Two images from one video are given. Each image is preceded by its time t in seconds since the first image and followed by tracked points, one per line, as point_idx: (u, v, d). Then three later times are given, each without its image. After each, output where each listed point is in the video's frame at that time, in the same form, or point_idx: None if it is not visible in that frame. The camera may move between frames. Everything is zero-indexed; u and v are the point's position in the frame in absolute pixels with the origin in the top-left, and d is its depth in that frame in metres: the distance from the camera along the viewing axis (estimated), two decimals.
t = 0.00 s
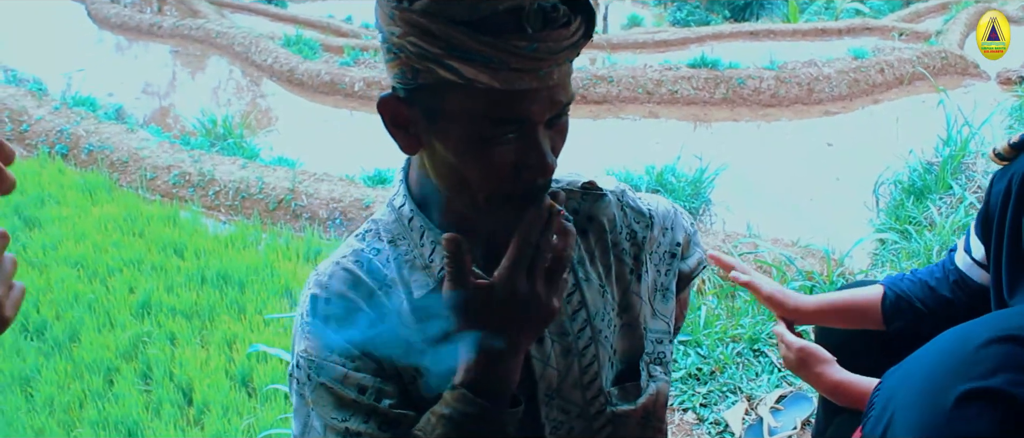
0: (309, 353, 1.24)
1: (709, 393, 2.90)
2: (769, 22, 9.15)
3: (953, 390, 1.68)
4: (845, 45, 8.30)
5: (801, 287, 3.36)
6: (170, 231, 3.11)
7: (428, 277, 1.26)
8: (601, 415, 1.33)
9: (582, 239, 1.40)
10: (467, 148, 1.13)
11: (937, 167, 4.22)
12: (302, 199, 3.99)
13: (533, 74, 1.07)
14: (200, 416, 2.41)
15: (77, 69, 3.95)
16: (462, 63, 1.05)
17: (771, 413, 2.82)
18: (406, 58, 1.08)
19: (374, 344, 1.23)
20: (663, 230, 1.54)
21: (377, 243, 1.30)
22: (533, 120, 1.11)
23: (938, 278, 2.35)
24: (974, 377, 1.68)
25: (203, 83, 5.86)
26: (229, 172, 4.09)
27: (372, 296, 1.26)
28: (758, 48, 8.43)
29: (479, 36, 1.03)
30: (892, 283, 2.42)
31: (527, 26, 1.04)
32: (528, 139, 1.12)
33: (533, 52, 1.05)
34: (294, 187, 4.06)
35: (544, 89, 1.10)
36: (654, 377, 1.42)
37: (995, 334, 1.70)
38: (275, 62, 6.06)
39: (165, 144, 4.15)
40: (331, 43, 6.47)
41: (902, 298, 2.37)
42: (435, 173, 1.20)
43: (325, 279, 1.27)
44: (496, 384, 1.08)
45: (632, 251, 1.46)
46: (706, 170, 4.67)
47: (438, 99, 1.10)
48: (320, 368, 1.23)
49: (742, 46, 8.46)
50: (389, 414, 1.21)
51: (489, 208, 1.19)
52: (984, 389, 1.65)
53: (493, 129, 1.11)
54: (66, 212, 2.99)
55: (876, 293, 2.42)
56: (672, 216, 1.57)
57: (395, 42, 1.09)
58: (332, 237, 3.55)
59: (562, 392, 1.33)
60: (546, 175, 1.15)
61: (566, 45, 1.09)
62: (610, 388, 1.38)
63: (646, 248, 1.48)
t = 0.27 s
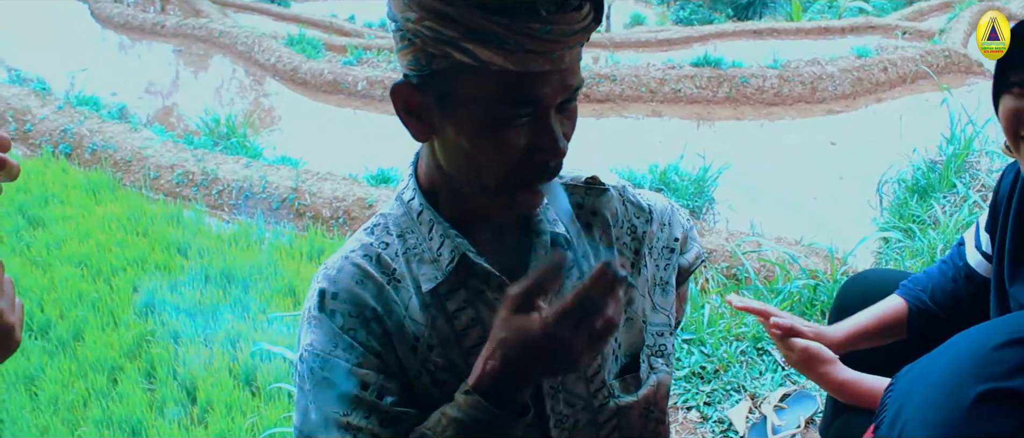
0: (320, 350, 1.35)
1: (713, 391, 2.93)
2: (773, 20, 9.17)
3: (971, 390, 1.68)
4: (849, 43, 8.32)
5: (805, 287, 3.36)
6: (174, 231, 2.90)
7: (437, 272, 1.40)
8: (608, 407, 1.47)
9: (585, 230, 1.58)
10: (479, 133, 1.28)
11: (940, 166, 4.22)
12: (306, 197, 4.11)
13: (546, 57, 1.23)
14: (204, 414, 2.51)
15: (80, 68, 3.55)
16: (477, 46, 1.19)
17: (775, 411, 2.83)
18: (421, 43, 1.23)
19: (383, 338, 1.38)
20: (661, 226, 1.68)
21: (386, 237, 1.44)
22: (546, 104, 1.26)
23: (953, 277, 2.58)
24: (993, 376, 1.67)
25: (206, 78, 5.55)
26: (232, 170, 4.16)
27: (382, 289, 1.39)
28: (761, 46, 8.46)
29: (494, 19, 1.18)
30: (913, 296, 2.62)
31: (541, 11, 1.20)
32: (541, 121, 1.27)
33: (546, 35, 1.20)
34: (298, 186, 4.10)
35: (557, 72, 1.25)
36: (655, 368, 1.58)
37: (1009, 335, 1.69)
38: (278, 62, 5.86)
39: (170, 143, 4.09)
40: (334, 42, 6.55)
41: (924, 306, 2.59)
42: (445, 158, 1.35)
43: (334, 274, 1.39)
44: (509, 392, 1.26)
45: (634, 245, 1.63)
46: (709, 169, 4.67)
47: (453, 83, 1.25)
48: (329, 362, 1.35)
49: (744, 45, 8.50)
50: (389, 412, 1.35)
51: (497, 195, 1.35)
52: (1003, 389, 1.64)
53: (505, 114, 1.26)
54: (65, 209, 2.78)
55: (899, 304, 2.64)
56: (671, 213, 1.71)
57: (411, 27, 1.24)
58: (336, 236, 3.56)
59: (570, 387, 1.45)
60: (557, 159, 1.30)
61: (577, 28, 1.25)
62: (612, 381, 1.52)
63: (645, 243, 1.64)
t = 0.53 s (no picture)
0: (323, 351, 1.35)
1: (715, 391, 2.93)
2: (776, 19, 9.15)
3: (972, 378, 1.63)
4: (853, 43, 8.31)
5: (808, 286, 3.36)
6: (178, 228, 2.95)
7: (446, 271, 1.40)
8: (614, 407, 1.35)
9: (597, 229, 1.60)
10: (495, 127, 1.27)
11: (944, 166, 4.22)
12: (309, 196, 4.22)
13: (563, 50, 1.22)
14: (207, 416, 2.46)
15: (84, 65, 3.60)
16: (494, 39, 1.19)
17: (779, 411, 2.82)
18: (438, 39, 1.23)
19: (385, 342, 1.38)
20: (671, 227, 1.68)
21: (397, 237, 1.43)
22: (563, 99, 1.25)
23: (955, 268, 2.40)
24: (995, 364, 1.62)
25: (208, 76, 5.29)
26: (235, 169, 4.13)
27: (390, 293, 1.38)
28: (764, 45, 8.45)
29: (511, 12, 1.18)
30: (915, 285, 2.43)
31: (558, 5, 1.20)
32: (559, 116, 1.25)
33: (563, 28, 1.21)
34: (300, 184, 4.17)
35: (573, 65, 1.24)
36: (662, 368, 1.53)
37: (1007, 325, 1.65)
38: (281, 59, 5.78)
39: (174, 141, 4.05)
40: (337, 39, 6.58)
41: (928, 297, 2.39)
42: (462, 156, 1.35)
43: (342, 275, 1.38)
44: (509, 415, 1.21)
45: (643, 245, 1.62)
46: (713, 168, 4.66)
47: (469, 78, 1.24)
48: (330, 364, 1.34)
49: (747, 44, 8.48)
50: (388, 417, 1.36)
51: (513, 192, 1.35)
52: (1007, 377, 1.60)
53: (522, 108, 1.25)
54: (71, 209, 2.84)
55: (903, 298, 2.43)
56: (679, 214, 1.72)
57: (428, 24, 1.24)
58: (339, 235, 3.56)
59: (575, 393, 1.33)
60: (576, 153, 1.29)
61: (592, 23, 1.25)
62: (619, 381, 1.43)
63: (654, 242, 1.63)
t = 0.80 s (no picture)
0: (319, 352, 1.37)
1: (717, 390, 2.94)
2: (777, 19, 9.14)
3: (984, 375, 1.64)
4: (855, 43, 8.30)
5: (811, 286, 3.36)
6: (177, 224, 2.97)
7: (455, 275, 1.40)
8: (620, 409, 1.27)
9: (607, 233, 1.62)
10: (506, 129, 1.27)
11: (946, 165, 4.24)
12: (311, 196, 4.19)
13: (575, 53, 1.21)
14: (208, 413, 2.49)
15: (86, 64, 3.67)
16: (503, 40, 1.19)
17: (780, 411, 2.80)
18: (450, 38, 1.24)
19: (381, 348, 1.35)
20: (675, 231, 1.73)
21: (405, 237, 1.45)
22: (574, 102, 1.24)
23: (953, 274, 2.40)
24: (1005, 361, 1.65)
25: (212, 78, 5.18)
26: (237, 168, 4.01)
27: (394, 295, 1.41)
28: (766, 45, 8.44)
29: (522, 12, 1.17)
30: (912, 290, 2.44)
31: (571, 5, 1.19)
32: (569, 119, 1.25)
33: (574, 30, 1.20)
34: (302, 183, 4.12)
35: (585, 68, 1.23)
36: (666, 371, 1.45)
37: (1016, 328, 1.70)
38: (283, 59, 5.74)
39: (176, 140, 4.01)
40: (341, 40, 6.46)
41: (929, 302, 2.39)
42: (473, 155, 1.35)
43: (347, 278, 1.41)
44: None
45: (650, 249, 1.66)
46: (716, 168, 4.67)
47: (479, 79, 1.24)
48: (323, 365, 1.36)
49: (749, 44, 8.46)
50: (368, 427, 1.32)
51: (522, 195, 1.35)
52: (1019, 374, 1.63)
53: (532, 111, 1.24)
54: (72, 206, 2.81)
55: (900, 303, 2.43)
56: (684, 217, 1.76)
57: (441, 23, 1.25)
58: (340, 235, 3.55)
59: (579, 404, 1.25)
60: (586, 158, 1.28)
61: (606, 26, 1.24)
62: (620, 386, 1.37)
63: (661, 245, 1.68)
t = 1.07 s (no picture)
0: (311, 347, 1.36)
1: (715, 390, 2.94)
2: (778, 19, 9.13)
3: (994, 360, 1.44)
4: (855, 43, 8.29)
5: (809, 286, 3.35)
6: (178, 227, 3.07)
7: (450, 273, 1.34)
8: None
9: (605, 236, 1.54)
10: (499, 128, 1.24)
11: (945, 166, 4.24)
12: (309, 195, 4.02)
13: (570, 56, 1.20)
14: (208, 411, 2.43)
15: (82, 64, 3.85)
16: (496, 39, 1.19)
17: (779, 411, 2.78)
18: (447, 35, 1.24)
19: (373, 347, 1.36)
20: (684, 233, 1.65)
21: (402, 236, 1.38)
22: (568, 106, 1.23)
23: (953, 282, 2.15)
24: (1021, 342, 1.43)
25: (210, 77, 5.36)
26: (236, 167, 4.01)
27: (386, 295, 1.34)
28: (766, 44, 8.43)
29: (520, 14, 1.18)
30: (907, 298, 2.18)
31: (568, 7, 1.18)
32: (561, 124, 1.24)
33: (569, 32, 1.18)
34: (301, 183, 4.04)
35: (580, 71, 1.22)
36: (666, 377, 1.57)
37: None
38: (284, 59, 5.83)
39: (175, 139, 4.01)
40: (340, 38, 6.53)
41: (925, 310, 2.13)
42: (469, 153, 1.32)
43: (342, 275, 1.35)
44: None
45: (654, 252, 1.58)
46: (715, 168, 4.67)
47: (474, 78, 1.24)
48: (315, 360, 1.35)
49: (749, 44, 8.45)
50: (358, 424, 1.36)
51: (519, 197, 1.33)
52: None
53: (525, 111, 1.23)
54: (73, 206, 2.94)
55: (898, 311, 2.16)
56: (695, 219, 1.67)
57: (439, 20, 1.25)
58: (339, 234, 3.56)
59: None
60: (580, 162, 1.27)
61: (603, 28, 1.22)
62: None
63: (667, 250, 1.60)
